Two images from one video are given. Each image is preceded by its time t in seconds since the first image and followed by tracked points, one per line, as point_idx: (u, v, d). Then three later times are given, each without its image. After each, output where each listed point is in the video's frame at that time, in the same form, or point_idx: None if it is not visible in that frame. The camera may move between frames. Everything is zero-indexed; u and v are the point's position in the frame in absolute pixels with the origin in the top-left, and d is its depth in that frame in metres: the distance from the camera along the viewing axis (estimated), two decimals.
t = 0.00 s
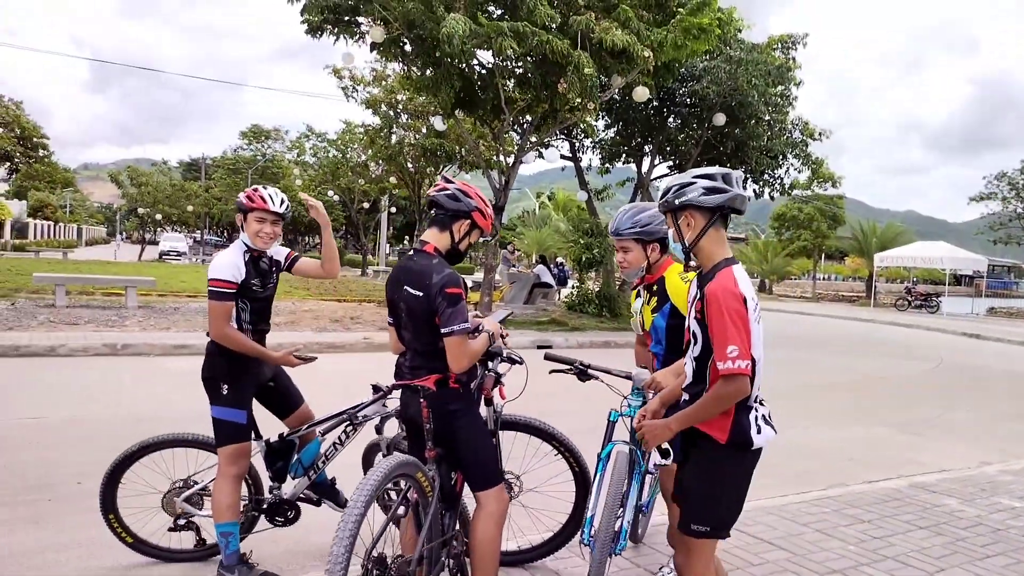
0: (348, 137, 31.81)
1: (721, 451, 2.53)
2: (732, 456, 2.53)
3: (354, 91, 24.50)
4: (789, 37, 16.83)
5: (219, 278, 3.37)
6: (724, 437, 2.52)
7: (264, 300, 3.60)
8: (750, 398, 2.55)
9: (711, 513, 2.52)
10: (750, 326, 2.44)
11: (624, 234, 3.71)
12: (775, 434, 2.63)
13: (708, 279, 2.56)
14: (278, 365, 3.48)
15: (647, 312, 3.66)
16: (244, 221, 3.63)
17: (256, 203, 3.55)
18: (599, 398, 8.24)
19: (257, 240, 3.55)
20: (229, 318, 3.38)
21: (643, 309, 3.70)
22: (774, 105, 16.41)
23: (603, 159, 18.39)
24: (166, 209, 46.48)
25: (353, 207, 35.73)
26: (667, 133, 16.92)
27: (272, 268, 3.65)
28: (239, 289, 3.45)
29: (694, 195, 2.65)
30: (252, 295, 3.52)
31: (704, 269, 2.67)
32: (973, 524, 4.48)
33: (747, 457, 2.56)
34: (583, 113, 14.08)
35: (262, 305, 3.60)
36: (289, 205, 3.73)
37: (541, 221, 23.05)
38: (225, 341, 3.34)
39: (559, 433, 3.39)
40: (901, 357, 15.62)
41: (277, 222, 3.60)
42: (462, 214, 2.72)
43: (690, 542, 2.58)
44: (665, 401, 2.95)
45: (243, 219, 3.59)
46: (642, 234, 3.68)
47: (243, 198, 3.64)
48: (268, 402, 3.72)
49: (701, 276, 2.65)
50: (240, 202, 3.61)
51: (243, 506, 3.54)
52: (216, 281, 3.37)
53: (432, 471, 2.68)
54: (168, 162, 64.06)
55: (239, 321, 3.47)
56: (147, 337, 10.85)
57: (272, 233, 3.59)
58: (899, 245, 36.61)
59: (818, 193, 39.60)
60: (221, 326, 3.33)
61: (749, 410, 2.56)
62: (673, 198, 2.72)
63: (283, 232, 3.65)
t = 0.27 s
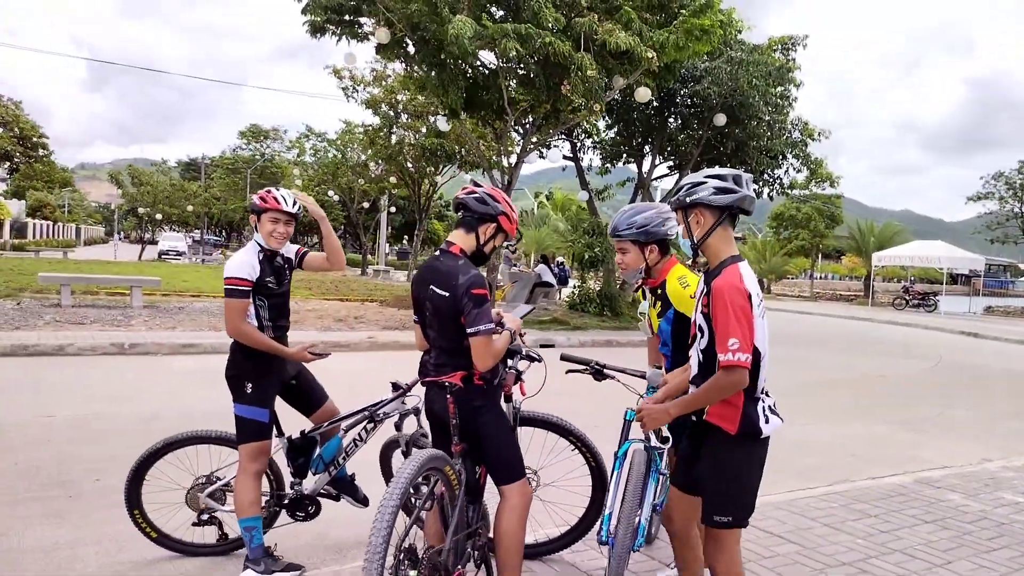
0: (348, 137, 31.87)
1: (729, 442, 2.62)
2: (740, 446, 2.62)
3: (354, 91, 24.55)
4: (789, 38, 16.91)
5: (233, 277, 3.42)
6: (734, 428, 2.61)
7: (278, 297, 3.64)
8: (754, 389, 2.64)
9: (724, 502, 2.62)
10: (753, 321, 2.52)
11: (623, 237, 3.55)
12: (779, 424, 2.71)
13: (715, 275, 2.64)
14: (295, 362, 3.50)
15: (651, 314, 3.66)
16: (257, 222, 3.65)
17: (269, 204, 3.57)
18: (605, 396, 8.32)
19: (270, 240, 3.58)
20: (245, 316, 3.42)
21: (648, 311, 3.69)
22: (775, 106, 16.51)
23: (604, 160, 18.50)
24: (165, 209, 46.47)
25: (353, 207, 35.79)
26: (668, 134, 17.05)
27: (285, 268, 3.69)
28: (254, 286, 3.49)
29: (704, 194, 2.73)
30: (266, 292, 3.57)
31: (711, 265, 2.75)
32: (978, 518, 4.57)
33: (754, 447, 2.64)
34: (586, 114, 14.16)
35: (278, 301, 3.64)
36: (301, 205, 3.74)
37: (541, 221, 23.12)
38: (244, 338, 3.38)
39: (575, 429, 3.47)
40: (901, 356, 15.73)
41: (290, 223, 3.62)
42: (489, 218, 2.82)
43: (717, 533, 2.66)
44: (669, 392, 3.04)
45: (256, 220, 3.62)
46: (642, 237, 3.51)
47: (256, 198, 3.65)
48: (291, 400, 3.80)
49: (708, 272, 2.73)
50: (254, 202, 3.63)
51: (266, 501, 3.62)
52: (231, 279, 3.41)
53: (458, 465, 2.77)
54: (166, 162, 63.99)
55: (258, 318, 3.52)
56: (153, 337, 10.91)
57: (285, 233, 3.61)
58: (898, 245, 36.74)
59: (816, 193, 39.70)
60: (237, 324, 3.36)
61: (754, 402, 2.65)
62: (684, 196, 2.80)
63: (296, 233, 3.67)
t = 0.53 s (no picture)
0: (346, 134, 31.79)
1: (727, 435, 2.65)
2: (735, 438, 2.67)
3: (353, 88, 24.49)
4: (790, 35, 16.90)
5: (241, 276, 3.43)
6: (730, 422, 2.65)
7: (287, 295, 3.64)
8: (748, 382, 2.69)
9: (723, 494, 2.66)
10: (748, 314, 2.56)
11: (623, 239, 3.47)
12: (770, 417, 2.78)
13: (709, 272, 2.68)
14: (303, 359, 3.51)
15: (654, 315, 3.59)
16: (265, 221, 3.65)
17: (280, 204, 3.57)
18: (608, 394, 8.33)
19: (279, 239, 3.60)
20: (254, 314, 3.43)
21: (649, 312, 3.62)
22: (775, 103, 16.51)
23: (605, 157, 18.50)
24: (162, 206, 46.37)
25: (351, 203, 35.73)
26: (668, 131, 17.06)
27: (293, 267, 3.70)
28: (262, 285, 3.50)
29: (693, 196, 2.77)
30: (274, 290, 3.57)
31: (702, 265, 2.78)
32: (982, 516, 4.60)
33: (749, 439, 2.70)
34: (587, 112, 14.16)
35: (287, 299, 3.64)
36: (309, 203, 3.74)
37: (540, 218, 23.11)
38: (253, 337, 3.38)
39: (587, 428, 3.47)
40: (900, 353, 15.77)
41: (298, 222, 3.62)
42: (505, 219, 2.86)
43: (719, 527, 2.70)
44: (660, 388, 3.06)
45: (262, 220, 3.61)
46: (641, 239, 3.43)
47: (264, 196, 3.63)
48: (304, 398, 3.81)
49: (700, 272, 2.76)
50: (262, 200, 3.61)
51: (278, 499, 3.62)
52: (239, 278, 3.42)
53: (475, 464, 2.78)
54: (162, 158, 63.74)
55: (267, 316, 3.53)
56: (154, 335, 10.90)
57: (294, 232, 3.62)
58: (896, 242, 36.81)
59: (815, 190, 39.72)
60: (247, 323, 3.37)
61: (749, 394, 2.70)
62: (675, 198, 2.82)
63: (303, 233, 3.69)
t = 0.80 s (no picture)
0: (344, 133, 31.77)
1: (716, 423, 2.65)
2: (724, 426, 2.66)
3: (352, 87, 24.47)
4: (788, 35, 16.92)
5: (247, 276, 3.41)
6: (720, 409, 2.63)
7: (290, 295, 3.64)
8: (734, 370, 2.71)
9: (712, 482, 2.66)
10: (733, 302, 2.59)
11: (614, 243, 3.36)
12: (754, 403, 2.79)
13: (690, 266, 2.69)
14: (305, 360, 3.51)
15: (648, 321, 3.45)
16: (275, 223, 3.61)
17: (296, 208, 3.58)
18: (607, 393, 8.34)
19: (288, 242, 3.60)
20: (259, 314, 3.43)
21: (643, 318, 3.48)
22: (773, 103, 16.53)
23: (603, 156, 18.51)
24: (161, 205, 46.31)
25: (349, 203, 35.71)
26: (667, 131, 17.07)
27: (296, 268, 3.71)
28: (268, 285, 3.49)
29: (670, 196, 2.79)
30: (278, 291, 3.56)
31: (681, 262, 2.79)
32: (982, 515, 4.61)
33: (735, 427, 2.70)
34: (586, 111, 14.17)
35: (291, 299, 3.65)
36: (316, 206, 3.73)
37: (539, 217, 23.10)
38: (257, 336, 3.38)
39: (589, 428, 3.48)
40: (898, 352, 15.80)
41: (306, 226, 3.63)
42: (509, 220, 2.87)
43: (704, 515, 2.70)
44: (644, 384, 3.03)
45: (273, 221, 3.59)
46: (630, 244, 3.33)
47: (276, 198, 3.60)
48: (306, 399, 3.81)
49: (680, 268, 2.77)
50: (275, 202, 3.59)
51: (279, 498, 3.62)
52: (246, 278, 3.40)
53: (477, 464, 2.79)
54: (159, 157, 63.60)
55: (271, 316, 3.53)
56: (153, 334, 10.88)
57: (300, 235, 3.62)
58: (893, 242, 36.87)
59: (813, 189, 39.79)
60: (253, 323, 3.36)
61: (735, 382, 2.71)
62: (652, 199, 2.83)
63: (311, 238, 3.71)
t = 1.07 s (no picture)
0: (340, 131, 31.67)
1: (704, 409, 2.66)
2: (713, 412, 2.68)
3: (348, 84, 24.41)
4: (784, 34, 16.93)
5: (243, 272, 3.41)
6: (709, 396, 2.65)
7: (286, 289, 3.65)
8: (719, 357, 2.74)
9: (702, 466, 2.67)
10: (715, 290, 2.62)
11: (599, 240, 3.32)
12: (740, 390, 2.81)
13: (672, 258, 2.72)
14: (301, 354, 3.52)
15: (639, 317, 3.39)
16: (276, 220, 3.59)
17: (299, 208, 3.59)
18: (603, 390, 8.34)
19: (287, 240, 3.61)
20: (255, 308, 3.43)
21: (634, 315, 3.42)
22: (769, 101, 16.54)
23: (600, 155, 18.51)
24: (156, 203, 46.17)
25: (345, 200, 35.63)
26: (663, 129, 17.07)
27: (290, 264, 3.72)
28: (263, 280, 3.49)
29: (647, 191, 2.82)
30: (274, 286, 3.57)
31: (661, 256, 2.82)
32: (975, 510, 4.63)
33: (723, 413, 2.72)
34: (582, 109, 14.15)
35: (286, 295, 3.67)
36: (314, 203, 3.72)
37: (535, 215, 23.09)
38: (253, 330, 3.38)
39: (584, 422, 3.48)
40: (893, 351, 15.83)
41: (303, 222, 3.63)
42: (504, 214, 2.88)
43: (693, 501, 2.71)
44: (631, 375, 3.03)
45: (273, 217, 3.58)
46: (617, 240, 3.29)
47: (281, 195, 3.60)
48: (302, 394, 3.81)
49: (661, 261, 2.79)
50: (280, 198, 3.58)
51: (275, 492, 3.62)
52: (243, 273, 3.41)
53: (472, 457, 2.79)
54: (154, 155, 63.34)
55: (267, 309, 3.52)
56: (148, 331, 10.85)
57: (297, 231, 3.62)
58: (889, 241, 36.92)
59: (809, 188, 39.81)
60: (249, 318, 3.36)
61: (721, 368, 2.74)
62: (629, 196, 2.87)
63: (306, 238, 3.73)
